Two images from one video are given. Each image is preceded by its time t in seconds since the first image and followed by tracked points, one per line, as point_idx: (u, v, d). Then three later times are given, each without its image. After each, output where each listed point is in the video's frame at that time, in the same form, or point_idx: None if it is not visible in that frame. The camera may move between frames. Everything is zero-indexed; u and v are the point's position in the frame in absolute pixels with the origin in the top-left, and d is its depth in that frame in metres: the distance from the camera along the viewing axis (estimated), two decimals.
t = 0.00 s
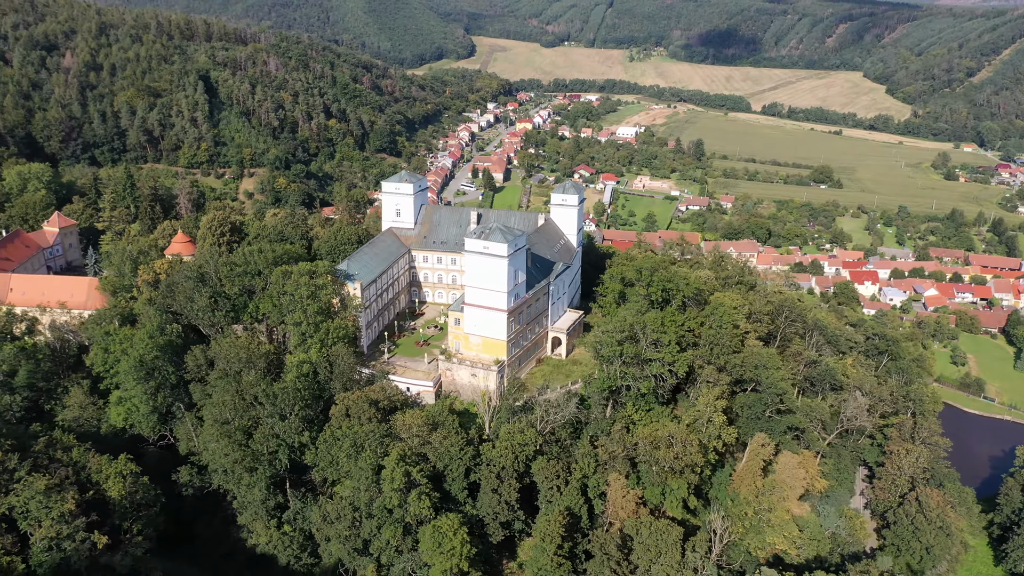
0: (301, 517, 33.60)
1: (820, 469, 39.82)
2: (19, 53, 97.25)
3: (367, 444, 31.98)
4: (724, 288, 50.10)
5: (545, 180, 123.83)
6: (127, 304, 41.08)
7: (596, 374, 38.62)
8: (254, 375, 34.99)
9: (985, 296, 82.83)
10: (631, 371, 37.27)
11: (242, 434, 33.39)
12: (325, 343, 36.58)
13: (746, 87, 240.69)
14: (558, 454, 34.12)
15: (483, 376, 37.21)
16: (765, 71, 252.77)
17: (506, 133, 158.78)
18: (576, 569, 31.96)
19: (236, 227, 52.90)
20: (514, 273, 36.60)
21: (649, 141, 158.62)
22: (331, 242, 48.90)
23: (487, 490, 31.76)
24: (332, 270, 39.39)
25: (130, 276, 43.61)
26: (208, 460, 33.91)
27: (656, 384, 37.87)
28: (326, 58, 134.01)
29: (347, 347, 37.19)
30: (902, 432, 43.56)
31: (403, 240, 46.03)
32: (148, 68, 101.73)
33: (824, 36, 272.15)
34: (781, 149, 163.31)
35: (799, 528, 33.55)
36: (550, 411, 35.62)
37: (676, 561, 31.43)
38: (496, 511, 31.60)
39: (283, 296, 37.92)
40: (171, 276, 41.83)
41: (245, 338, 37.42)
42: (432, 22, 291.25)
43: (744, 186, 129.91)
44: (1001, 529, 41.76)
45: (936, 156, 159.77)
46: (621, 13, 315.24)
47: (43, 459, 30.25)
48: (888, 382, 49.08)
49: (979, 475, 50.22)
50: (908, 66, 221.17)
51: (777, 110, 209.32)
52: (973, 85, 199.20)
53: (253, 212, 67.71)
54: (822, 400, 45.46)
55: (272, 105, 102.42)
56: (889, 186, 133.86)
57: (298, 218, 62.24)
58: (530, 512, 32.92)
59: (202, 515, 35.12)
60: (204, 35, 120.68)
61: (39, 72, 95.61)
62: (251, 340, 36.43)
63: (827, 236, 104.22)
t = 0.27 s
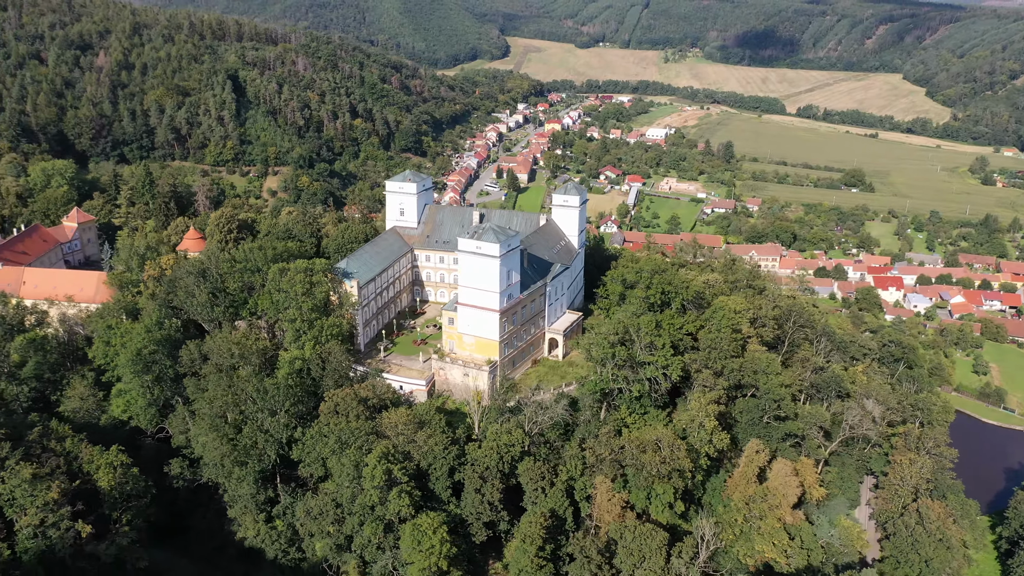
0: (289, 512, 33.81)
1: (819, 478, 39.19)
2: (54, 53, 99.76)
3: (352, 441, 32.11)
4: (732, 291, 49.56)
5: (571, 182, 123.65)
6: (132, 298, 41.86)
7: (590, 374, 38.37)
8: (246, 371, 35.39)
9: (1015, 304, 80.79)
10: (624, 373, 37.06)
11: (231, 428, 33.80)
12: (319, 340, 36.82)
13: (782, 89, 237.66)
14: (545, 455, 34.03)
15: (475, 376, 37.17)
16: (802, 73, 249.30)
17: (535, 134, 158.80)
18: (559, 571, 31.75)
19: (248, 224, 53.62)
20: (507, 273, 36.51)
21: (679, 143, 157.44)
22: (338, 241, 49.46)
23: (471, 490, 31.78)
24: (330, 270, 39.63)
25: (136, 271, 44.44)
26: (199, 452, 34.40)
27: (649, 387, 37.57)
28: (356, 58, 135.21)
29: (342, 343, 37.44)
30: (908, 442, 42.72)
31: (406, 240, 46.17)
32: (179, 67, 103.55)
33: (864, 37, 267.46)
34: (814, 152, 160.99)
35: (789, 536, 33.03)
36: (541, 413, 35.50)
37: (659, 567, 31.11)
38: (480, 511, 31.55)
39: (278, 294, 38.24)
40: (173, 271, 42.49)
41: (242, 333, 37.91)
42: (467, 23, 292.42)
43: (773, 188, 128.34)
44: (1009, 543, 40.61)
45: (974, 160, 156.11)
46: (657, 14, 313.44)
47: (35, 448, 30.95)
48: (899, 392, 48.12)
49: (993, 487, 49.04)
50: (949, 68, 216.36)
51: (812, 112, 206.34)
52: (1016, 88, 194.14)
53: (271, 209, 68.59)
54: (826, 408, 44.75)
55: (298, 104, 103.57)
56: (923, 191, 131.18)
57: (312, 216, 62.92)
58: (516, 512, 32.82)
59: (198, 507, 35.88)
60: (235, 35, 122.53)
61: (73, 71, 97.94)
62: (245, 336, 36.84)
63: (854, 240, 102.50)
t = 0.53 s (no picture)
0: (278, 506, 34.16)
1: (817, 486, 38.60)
2: (88, 52, 101.96)
3: (338, 437, 32.33)
4: (739, 295, 48.98)
5: (596, 183, 123.25)
6: (138, 292, 42.60)
7: (583, 376, 38.18)
8: (239, 366, 35.79)
9: None
10: (617, 375, 36.83)
11: (222, 422, 34.20)
12: (313, 337, 37.10)
13: (818, 91, 234.20)
14: (533, 456, 33.93)
15: (468, 376, 37.18)
16: (840, 75, 245.37)
17: (563, 134, 158.50)
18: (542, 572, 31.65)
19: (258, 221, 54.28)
20: (501, 273, 36.46)
21: (709, 144, 155.98)
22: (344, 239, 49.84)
23: (454, 489, 31.82)
24: (328, 267, 39.88)
25: (143, 266, 45.21)
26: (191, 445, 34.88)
27: (643, 390, 37.29)
28: (385, 58, 136.17)
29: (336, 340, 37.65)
30: (911, 451, 41.99)
31: (409, 238, 46.34)
32: (208, 66, 105.19)
33: (905, 38, 262.33)
34: (847, 155, 158.45)
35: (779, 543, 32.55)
36: (531, 414, 35.41)
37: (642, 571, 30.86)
38: (464, 510, 31.57)
39: (275, 291, 38.59)
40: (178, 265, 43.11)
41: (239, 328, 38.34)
42: (502, 23, 292.78)
43: (802, 191, 126.53)
44: (1015, 558, 39.61)
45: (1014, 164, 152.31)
46: (693, 14, 311.00)
47: (30, 438, 31.63)
48: (908, 400, 47.15)
49: (1006, 500, 47.88)
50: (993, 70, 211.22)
51: (848, 115, 203.00)
52: None
53: (288, 207, 69.37)
54: (830, 415, 44.09)
55: (324, 103, 104.52)
56: (958, 195, 128.33)
57: (326, 214, 63.55)
58: (501, 513, 32.77)
59: (195, 500, 36.80)
60: (266, 34, 124.08)
61: (105, 70, 100.02)
62: (240, 330, 37.26)
63: (882, 245, 100.70)
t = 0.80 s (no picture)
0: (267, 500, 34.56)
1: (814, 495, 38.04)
2: (121, 51, 104.13)
3: (325, 434, 32.60)
4: (745, 299, 48.42)
5: (621, 184, 122.64)
6: (143, 286, 43.40)
7: (577, 378, 38.00)
8: (234, 360, 36.24)
9: None
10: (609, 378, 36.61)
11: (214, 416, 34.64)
12: (308, 334, 37.48)
13: (856, 92, 230.29)
14: (520, 457, 33.87)
15: (460, 375, 37.26)
16: (879, 76, 240.98)
17: (592, 135, 157.95)
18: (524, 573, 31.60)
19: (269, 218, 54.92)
20: (494, 273, 36.45)
21: (740, 146, 154.28)
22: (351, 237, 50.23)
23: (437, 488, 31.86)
24: (327, 265, 40.25)
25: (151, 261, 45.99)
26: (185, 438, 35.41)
27: (636, 393, 37.00)
28: (413, 58, 136.94)
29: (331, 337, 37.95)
30: (914, 461, 41.23)
31: (413, 237, 46.59)
32: (237, 65, 106.71)
33: (948, 40, 256.75)
34: (881, 158, 155.61)
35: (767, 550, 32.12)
36: (520, 414, 35.35)
37: None
38: (447, 510, 31.63)
39: (273, 287, 38.97)
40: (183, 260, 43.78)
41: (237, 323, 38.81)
42: (537, 23, 292.78)
43: (832, 195, 124.53)
44: (1019, 574, 38.61)
45: None
46: (730, 15, 307.93)
47: (25, 427, 32.37)
48: (917, 409, 46.21)
49: (1018, 512, 46.73)
50: None
51: (885, 117, 199.33)
52: None
53: (306, 204, 70.19)
54: (832, 423, 43.39)
55: (349, 102, 105.37)
56: (994, 200, 125.25)
57: (340, 213, 64.11)
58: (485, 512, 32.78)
59: (190, 492, 37.19)
60: (296, 34, 125.57)
61: (137, 69, 102.05)
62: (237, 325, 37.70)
63: (911, 250, 98.74)
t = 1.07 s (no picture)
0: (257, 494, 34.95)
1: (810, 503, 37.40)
2: (153, 50, 106.25)
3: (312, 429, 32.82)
4: (751, 303, 47.81)
5: (647, 185, 121.86)
6: (150, 280, 44.23)
7: (570, 379, 37.84)
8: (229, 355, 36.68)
9: None
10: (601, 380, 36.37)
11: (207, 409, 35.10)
12: (303, 330, 37.78)
13: (896, 94, 225.94)
14: (506, 457, 33.81)
15: (453, 374, 37.31)
16: (920, 78, 236.17)
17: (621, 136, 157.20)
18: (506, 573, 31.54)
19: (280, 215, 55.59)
20: (487, 273, 36.43)
21: (771, 148, 152.32)
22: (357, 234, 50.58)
23: (421, 486, 31.93)
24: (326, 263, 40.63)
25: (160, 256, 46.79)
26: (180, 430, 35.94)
27: (628, 395, 36.72)
28: (442, 58, 137.63)
29: (326, 334, 38.23)
30: (917, 472, 40.35)
31: (417, 236, 46.81)
32: (266, 64, 108.18)
33: (993, 41, 250.70)
34: (917, 161, 152.51)
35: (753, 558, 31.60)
36: (510, 414, 35.28)
37: None
38: (430, 508, 31.69)
39: (271, 283, 39.37)
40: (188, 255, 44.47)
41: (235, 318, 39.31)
42: (572, 23, 292.40)
43: (862, 198, 122.37)
44: None
45: None
46: (768, 15, 304.33)
47: (23, 416, 33.16)
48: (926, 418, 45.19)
49: None
50: None
51: (924, 119, 195.26)
52: None
53: (322, 202, 70.94)
54: (834, 431, 42.65)
55: (375, 101, 106.15)
56: None
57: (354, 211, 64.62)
58: (469, 511, 32.78)
59: (189, 484, 37.76)
60: (325, 34, 126.96)
61: (168, 67, 104.04)
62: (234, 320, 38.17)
63: (940, 255, 96.58)
